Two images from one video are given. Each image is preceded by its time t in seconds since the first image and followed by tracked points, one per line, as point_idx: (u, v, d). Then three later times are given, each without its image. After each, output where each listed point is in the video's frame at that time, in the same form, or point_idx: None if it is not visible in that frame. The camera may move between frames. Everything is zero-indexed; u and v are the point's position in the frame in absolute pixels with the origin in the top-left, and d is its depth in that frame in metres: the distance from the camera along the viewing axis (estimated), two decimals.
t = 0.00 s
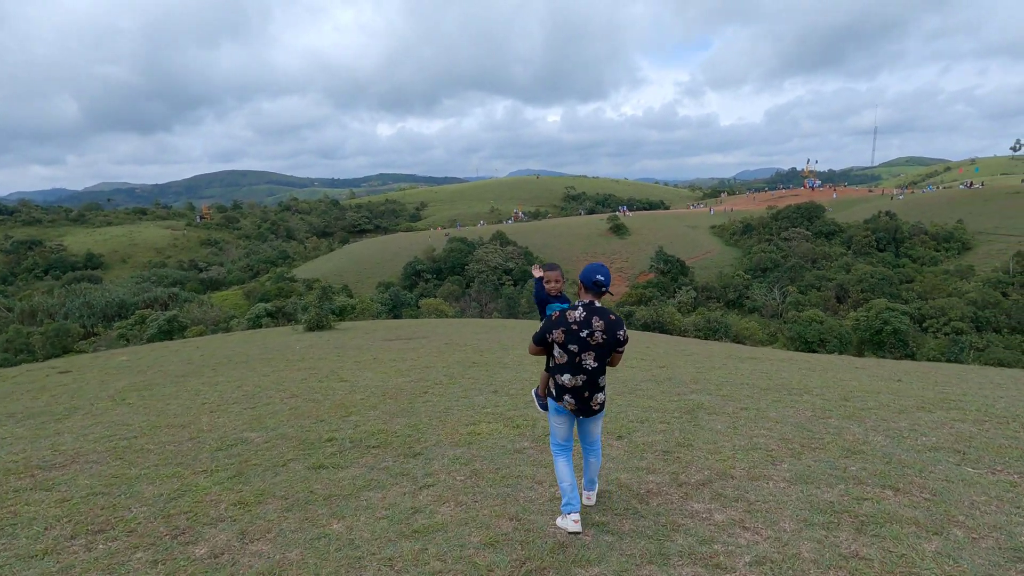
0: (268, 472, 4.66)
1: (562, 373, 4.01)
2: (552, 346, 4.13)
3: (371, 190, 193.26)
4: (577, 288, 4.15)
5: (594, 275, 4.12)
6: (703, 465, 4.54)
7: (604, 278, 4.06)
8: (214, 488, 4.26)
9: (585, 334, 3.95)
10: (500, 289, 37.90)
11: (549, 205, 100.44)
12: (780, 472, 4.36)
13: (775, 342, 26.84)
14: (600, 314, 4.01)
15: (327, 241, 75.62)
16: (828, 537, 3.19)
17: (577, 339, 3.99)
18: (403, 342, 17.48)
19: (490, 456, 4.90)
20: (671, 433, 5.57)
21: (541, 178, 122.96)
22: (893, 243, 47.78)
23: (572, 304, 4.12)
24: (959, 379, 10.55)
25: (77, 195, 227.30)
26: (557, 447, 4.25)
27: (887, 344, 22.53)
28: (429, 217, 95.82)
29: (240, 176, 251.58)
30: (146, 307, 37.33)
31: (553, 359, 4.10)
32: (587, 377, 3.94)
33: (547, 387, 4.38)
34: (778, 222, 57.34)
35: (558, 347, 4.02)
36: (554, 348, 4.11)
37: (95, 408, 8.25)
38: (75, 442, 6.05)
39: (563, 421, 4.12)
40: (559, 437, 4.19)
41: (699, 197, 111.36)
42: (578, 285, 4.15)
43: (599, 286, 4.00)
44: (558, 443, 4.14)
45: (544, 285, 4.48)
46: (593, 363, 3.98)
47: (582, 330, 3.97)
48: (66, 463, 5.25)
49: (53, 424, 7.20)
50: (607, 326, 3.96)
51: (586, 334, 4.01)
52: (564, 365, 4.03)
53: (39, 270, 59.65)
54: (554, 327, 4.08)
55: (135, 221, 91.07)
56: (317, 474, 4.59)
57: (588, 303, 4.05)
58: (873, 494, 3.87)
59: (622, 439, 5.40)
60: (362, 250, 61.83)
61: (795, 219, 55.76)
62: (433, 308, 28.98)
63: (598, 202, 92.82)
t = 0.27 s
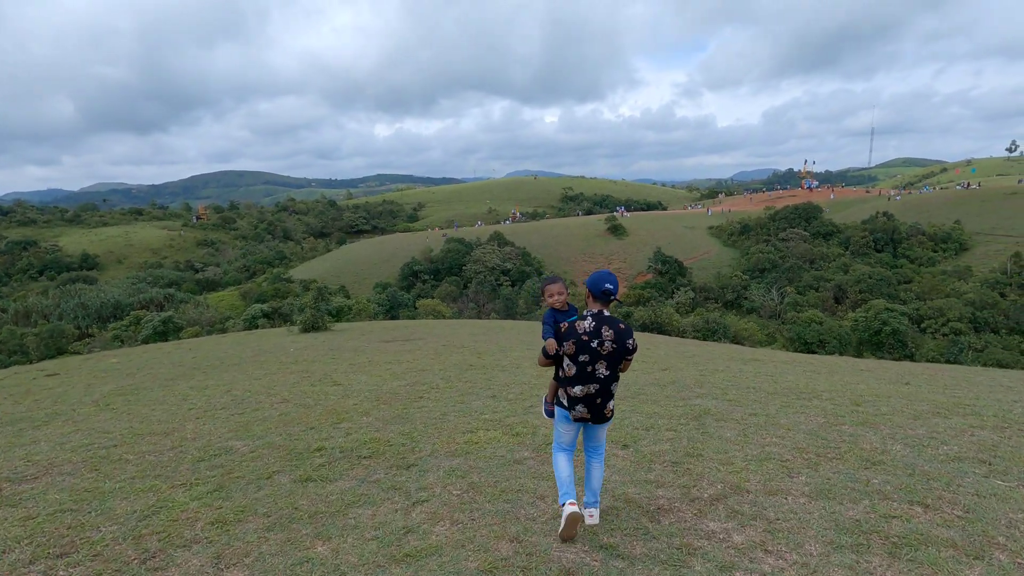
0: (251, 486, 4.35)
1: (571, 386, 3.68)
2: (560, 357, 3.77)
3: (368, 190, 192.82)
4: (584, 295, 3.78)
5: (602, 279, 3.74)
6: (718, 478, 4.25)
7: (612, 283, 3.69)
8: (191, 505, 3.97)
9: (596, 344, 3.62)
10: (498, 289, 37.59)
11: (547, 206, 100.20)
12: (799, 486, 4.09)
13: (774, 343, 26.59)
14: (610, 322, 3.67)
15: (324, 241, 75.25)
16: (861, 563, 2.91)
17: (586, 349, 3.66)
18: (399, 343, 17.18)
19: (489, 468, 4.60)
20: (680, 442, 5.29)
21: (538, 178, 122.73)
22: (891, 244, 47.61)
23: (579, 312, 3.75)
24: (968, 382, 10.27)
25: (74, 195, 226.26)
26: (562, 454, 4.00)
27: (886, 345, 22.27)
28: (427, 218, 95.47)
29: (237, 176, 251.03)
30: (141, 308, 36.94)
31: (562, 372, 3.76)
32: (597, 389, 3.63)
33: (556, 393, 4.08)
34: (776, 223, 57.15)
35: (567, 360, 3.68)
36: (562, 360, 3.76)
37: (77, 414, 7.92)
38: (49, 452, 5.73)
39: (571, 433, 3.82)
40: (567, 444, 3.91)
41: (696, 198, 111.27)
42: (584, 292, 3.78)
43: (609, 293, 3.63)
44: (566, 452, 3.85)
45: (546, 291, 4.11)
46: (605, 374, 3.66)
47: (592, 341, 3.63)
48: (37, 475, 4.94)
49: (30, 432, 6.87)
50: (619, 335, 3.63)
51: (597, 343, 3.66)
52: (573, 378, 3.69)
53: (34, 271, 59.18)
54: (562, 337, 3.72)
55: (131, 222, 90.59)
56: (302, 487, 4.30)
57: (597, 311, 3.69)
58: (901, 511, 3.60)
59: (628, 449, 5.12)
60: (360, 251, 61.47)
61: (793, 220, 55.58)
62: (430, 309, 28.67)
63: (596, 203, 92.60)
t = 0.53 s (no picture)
0: (227, 504, 4.01)
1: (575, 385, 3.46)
2: (562, 356, 3.55)
3: (363, 190, 191.99)
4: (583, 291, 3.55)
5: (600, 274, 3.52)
6: (733, 494, 3.95)
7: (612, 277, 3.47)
8: (159, 528, 3.63)
9: (599, 341, 3.40)
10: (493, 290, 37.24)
11: (542, 206, 99.92)
12: (822, 503, 3.78)
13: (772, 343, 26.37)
14: (613, 318, 3.45)
15: (318, 242, 74.68)
16: None
17: (589, 346, 3.44)
18: (393, 345, 16.80)
19: (485, 483, 4.28)
20: (689, 453, 4.97)
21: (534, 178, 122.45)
22: (886, 244, 47.51)
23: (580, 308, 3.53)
24: (976, 384, 9.99)
25: (66, 195, 224.36)
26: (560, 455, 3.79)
27: (882, 345, 21.95)
28: (422, 218, 94.99)
29: (231, 176, 249.56)
30: (133, 309, 36.41)
31: (564, 371, 3.54)
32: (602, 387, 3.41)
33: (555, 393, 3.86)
34: (771, 223, 57.02)
35: (570, 358, 3.46)
36: (564, 358, 3.53)
37: (51, 422, 7.53)
38: (16, 464, 5.37)
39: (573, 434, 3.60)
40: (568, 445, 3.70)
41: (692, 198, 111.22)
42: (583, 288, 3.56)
43: (609, 289, 3.40)
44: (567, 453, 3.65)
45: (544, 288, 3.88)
46: (609, 372, 3.45)
47: (595, 338, 3.41)
48: None
49: None
50: (621, 332, 3.41)
51: (598, 341, 3.44)
52: (576, 377, 3.48)
53: (24, 271, 58.40)
54: (563, 335, 3.50)
55: (123, 222, 89.70)
56: (283, 505, 3.97)
57: (598, 307, 3.47)
58: (937, 532, 3.31)
59: (634, 460, 4.81)
60: (354, 252, 60.99)
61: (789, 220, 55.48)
62: (425, 309, 28.29)
63: (592, 203, 92.38)
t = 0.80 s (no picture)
0: (203, 521, 3.68)
1: (569, 399, 3.24)
2: (557, 367, 3.32)
3: (360, 192, 191.73)
4: (582, 300, 3.33)
5: (598, 285, 3.34)
6: (754, 507, 3.65)
7: (609, 286, 3.29)
8: (126, 548, 3.31)
9: (595, 352, 3.18)
10: (491, 290, 36.91)
11: (539, 207, 99.68)
12: (852, 519, 3.48)
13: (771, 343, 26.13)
14: (610, 328, 3.24)
15: (315, 242, 74.24)
16: None
17: (585, 356, 3.22)
18: (389, 347, 16.46)
19: (484, 496, 3.97)
20: (701, 461, 4.67)
21: (531, 179, 122.16)
22: (883, 244, 47.33)
23: (578, 317, 3.31)
24: (987, 386, 9.71)
25: (61, 195, 223.22)
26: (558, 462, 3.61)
27: (880, 346, 21.52)
28: (419, 218, 94.60)
29: (228, 177, 248.53)
30: (128, 310, 35.98)
31: (561, 384, 3.30)
32: (598, 402, 3.18)
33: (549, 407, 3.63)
34: (768, 223, 56.84)
35: (566, 369, 3.24)
36: (560, 369, 3.31)
37: (29, 427, 7.18)
38: None
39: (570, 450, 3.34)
40: (562, 461, 3.47)
41: (688, 199, 111.08)
42: (581, 297, 3.36)
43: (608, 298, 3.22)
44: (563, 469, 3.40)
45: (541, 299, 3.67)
46: (606, 385, 3.23)
47: (591, 349, 3.19)
48: None
49: None
50: (620, 342, 3.21)
51: (596, 350, 3.21)
52: (573, 388, 3.24)
53: (18, 272, 57.87)
54: (560, 347, 3.27)
55: (119, 223, 89.14)
56: (263, 522, 3.63)
57: (594, 318, 3.27)
58: (978, 552, 3.02)
59: (642, 469, 4.53)
60: (351, 252, 60.55)
61: (786, 220, 55.35)
62: (423, 310, 27.94)
63: (589, 204, 92.15)
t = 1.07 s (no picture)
0: (177, 545, 3.36)
1: (573, 390, 3.21)
2: (561, 359, 3.28)
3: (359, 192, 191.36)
4: (587, 292, 3.32)
5: (602, 278, 3.34)
6: (782, 530, 3.34)
7: (615, 279, 3.29)
8: None
9: (601, 343, 3.17)
10: (491, 291, 36.56)
11: (539, 207, 99.32)
12: (892, 543, 3.17)
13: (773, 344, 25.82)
14: (616, 321, 3.23)
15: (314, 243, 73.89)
16: None
17: (590, 348, 3.19)
18: (387, 348, 16.15)
19: (486, 515, 3.66)
20: (717, 475, 4.36)
21: (531, 180, 121.80)
22: (885, 245, 46.99)
23: (583, 309, 3.30)
24: (1004, 390, 9.38)
25: (61, 195, 223.01)
26: (565, 468, 3.42)
27: (882, 347, 21.38)
28: (418, 219, 94.22)
29: (227, 178, 248.09)
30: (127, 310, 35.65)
31: (565, 376, 3.26)
32: (602, 392, 3.17)
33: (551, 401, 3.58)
34: (769, 224, 56.50)
35: (571, 360, 3.20)
36: (564, 362, 3.28)
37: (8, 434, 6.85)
38: None
39: (571, 444, 3.30)
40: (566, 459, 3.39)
41: (688, 199, 110.68)
42: (586, 289, 3.34)
43: (615, 289, 3.23)
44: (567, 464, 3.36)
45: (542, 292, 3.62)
46: (610, 376, 3.21)
47: (596, 340, 3.17)
48: None
49: None
50: (625, 334, 3.21)
51: (601, 341, 3.19)
52: (577, 380, 3.21)
53: (16, 272, 57.53)
54: (564, 338, 3.24)
55: (118, 223, 88.80)
56: (244, 546, 3.31)
57: (600, 309, 3.26)
58: None
59: (657, 483, 4.21)
60: (351, 253, 60.22)
61: (787, 220, 55.04)
62: (422, 311, 27.61)
63: (589, 204, 91.83)
